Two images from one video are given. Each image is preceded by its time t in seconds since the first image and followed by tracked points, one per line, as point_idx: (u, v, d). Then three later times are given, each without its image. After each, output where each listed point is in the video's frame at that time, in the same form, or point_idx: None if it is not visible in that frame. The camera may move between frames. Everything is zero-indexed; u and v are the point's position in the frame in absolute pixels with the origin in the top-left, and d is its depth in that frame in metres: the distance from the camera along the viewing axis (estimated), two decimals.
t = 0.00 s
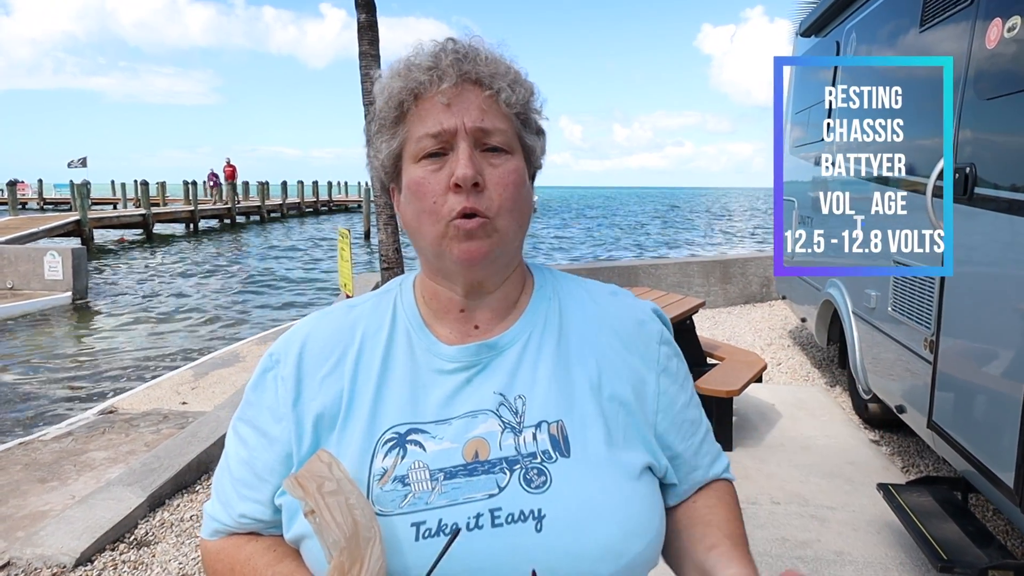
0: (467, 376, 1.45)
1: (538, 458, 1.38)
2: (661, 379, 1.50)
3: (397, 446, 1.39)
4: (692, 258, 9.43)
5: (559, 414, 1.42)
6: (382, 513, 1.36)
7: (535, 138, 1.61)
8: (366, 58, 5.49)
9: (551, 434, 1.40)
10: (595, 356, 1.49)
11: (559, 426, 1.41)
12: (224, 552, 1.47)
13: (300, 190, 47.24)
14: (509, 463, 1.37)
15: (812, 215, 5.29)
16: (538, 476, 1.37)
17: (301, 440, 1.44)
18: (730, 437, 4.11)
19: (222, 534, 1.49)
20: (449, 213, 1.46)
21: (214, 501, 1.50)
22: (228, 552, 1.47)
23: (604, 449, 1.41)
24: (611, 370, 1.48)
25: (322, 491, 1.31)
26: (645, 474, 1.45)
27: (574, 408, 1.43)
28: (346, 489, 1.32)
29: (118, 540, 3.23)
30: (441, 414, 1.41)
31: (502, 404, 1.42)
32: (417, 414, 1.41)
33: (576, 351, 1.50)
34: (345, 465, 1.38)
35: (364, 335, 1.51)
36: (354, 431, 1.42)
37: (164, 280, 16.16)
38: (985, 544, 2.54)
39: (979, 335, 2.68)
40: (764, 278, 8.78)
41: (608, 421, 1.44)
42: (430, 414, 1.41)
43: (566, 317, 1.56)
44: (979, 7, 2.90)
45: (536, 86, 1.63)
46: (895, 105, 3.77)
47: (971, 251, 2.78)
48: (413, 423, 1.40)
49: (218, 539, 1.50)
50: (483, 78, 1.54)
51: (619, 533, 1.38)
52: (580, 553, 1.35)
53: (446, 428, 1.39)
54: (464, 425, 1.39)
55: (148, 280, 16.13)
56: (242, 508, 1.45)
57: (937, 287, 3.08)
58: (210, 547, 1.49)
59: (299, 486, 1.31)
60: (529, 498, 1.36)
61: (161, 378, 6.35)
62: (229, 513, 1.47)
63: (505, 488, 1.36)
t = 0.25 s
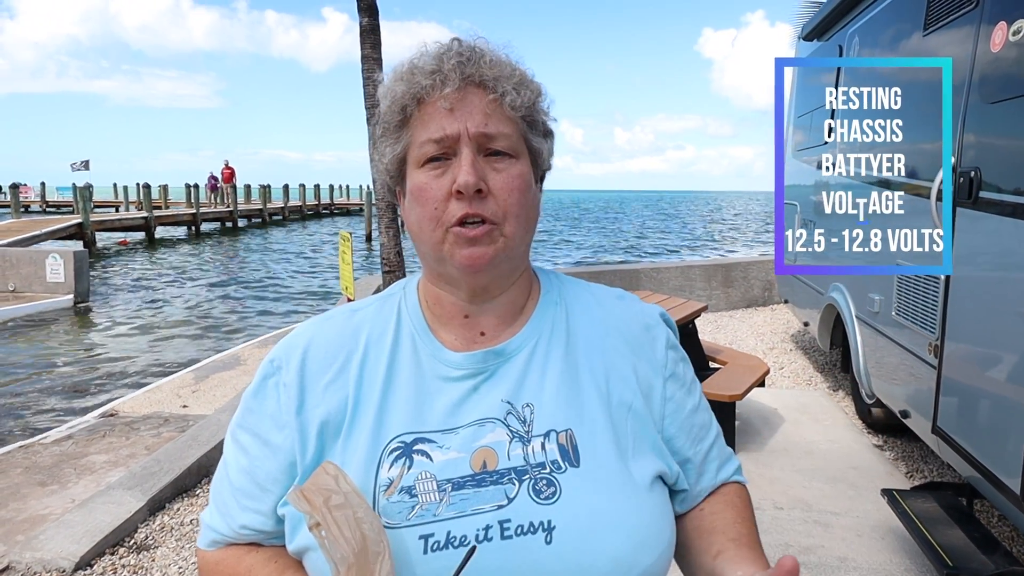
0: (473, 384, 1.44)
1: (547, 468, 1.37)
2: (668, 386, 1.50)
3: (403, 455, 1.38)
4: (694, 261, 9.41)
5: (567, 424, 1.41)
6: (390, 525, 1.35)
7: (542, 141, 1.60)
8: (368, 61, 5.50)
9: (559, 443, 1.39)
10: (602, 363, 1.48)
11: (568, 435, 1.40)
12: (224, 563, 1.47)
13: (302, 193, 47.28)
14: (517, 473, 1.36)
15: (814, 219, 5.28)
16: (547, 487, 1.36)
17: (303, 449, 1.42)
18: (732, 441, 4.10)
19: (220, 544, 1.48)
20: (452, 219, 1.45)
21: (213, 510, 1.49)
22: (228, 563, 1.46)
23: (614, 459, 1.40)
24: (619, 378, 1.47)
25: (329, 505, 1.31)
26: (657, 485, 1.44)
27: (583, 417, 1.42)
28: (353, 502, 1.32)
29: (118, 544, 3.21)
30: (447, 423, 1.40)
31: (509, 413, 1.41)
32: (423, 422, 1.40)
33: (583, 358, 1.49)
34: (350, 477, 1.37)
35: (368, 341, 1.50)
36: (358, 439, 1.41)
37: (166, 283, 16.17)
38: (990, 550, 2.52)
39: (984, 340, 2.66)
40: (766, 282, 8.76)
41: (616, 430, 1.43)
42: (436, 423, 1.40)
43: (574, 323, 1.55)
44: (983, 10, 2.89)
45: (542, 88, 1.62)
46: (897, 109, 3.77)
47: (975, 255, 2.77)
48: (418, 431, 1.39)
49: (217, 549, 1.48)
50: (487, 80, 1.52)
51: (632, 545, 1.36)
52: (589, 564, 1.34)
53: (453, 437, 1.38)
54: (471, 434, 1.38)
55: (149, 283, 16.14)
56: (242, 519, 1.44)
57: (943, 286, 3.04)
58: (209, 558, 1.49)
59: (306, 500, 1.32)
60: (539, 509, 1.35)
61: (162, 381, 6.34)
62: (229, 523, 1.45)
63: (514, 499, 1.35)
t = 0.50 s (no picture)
0: (474, 387, 1.42)
1: (549, 473, 1.36)
2: (672, 389, 1.48)
3: (401, 460, 1.36)
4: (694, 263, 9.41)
5: (569, 428, 1.40)
6: (388, 531, 1.33)
7: (548, 143, 1.59)
8: (368, 62, 5.49)
9: (561, 447, 1.38)
10: (604, 367, 1.47)
11: (569, 439, 1.39)
12: (218, 569, 1.45)
13: (302, 194, 47.28)
14: (518, 478, 1.35)
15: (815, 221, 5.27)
16: (549, 493, 1.35)
17: (300, 452, 1.41)
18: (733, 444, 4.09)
19: (214, 550, 1.47)
20: (456, 218, 1.44)
21: (207, 515, 1.47)
22: (223, 569, 1.45)
23: (616, 464, 1.38)
24: (621, 382, 1.46)
25: (324, 511, 1.29)
26: (660, 490, 1.42)
27: (585, 421, 1.41)
28: (350, 509, 1.31)
29: (115, 546, 3.20)
30: (447, 427, 1.39)
31: (510, 416, 1.40)
32: (422, 426, 1.39)
33: (585, 361, 1.48)
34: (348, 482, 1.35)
35: (366, 343, 1.49)
36: (356, 443, 1.39)
37: (165, 284, 16.16)
38: (994, 555, 2.51)
39: (986, 343, 2.65)
40: (766, 284, 8.75)
41: (619, 435, 1.42)
42: (436, 426, 1.38)
43: (575, 326, 1.54)
44: (987, 12, 2.87)
45: (549, 89, 1.61)
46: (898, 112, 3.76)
47: (976, 257, 2.75)
48: (417, 436, 1.38)
49: (211, 555, 1.47)
50: (495, 79, 1.51)
51: (634, 551, 1.34)
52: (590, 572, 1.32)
53: (452, 441, 1.37)
54: (471, 438, 1.37)
55: (149, 284, 16.12)
56: (236, 524, 1.42)
57: (945, 290, 3.02)
58: (203, 564, 1.47)
59: (300, 506, 1.30)
60: (539, 515, 1.34)
61: (161, 382, 6.32)
62: (223, 529, 1.44)
63: (515, 505, 1.34)
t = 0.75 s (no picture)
0: (470, 386, 1.41)
1: (545, 473, 1.35)
2: (673, 386, 1.47)
3: (394, 460, 1.35)
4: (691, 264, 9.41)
5: (566, 427, 1.38)
6: (381, 534, 1.31)
7: (550, 144, 1.58)
8: (364, 61, 5.46)
9: (558, 447, 1.37)
10: (602, 365, 1.45)
11: (567, 438, 1.37)
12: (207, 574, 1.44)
13: (297, 194, 47.20)
14: (514, 478, 1.33)
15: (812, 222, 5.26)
16: (546, 493, 1.34)
17: (290, 453, 1.39)
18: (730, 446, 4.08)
19: (202, 556, 1.45)
20: (456, 216, 1.42)
21: (195, 520, 1.46)
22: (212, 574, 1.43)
23: (613, 464, 1.36)
24: (619, 380, 1.44)
25: (315, 511, 1.28)
26: (660, 491, 1.40)
27: (582, 420, 1.39)
28: (342, 508, 1.28)
29: (107, 549, 3.17)
30: (441, 426, 1.37)
31: (506, 415, 1.38)
32: (415, 426, 1.37)
33: (582, 359, 1.47)
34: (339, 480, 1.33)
35: (359, 341, 1.47)
36: (347, 444, 1.37)
37: (160, 284, 16.10)
38: (993, 558, 2.50)
39: (983, 345, 2.64)
40: (762, 285, 8.76)
41: (616, 434, 1.40)
42: (429, 426, 1.37)
43: (573, 324, 1.52)
44: (986, 12, 2.85)
45: (553, 89, 1.60)
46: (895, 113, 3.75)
47: (974, 259, 2.74)
48: (410, 436, 1.36)
49: (200, 561, 1.45)
50: (500, 77, 1.50)
51: (634, 552, 1.32)
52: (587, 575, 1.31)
53: (446, 441, 1.35)
54: (466, 437, 1.35)
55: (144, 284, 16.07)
56: (226, 528, 1.41)
57: (943, 292, 3.01)
58: (191, 570, 1.45)
59: (290, 505, 1.29)
60: (536, 516, 1.32)
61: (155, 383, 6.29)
62: (212, 534, 1.42)
63: (511, 506, 1.32)
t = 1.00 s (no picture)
0: (467, 390, 1.39)
1: (543, 480, 1.33)
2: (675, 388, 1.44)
3: (389, 467, 1.33)
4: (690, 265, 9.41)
5: (565, 432, 1.37)
6: (375, 542, 1.30)
7: (551, 145, 1.57)
8: (362, 61, 5.44)
9: (556, 453, 1.35)
10: (602, 369, 1.44)
11: (565, 444, 1.36)
12: None
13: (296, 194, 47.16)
14: (511, 485, 1.32)
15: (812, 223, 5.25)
16: (544, 500, 1.32)
17: (284, 459, 1.38)
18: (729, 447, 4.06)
19: (194, 563, 1.44)
20: (457, 219, 1.41)
21: (186, 527, 1.44)
22: None
23: (612, 469, 1.36)
24: (619, 384, 1.42)
25: (306, 520, 1.27)
26: (659, 498, 1.38)
27: (581, 425, 1.38)
28: (334, 518, 1.28)
29: (102, 552, 3.15)
30: (437, 431, 1.35)
31: (503, 420, 1.36)
32: (410, 432, 1.35)
33: (581, 362, 1.45)
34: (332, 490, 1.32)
35: (354, 345, 1.46)
36: (341, 450, 1.36)
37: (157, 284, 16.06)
38: (994, 561, 2.49)
39: (983, 347, 2.63)
40: (761, 286, 8.75)
41: (615, 439, 1.38)
42: (424, 431, 1.35)
43: (572, 326, 1.51)
44: (987, 12, 2.83)
45: (556, 90, 1.58)
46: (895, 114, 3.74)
47: (974, 261, 2.73)
48: (405, 441, 1.35)
49: (191, 569, 1.44)
50: (502, 77, 1.48)
51: (634, 560, 1.31)
52: None
53: (442, 446, 1.34)
54: (462, 442, 1.34)
55: (141, 284, 16.03)
56: (218, 536, 1.39)
57: (944, 295, 2.99)
58: None
59: (281, 515, 1.29)
60: (533, 523, 1.31)
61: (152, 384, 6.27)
62: (204, 541, 1.41)
63: (508, 513, 1.31)
